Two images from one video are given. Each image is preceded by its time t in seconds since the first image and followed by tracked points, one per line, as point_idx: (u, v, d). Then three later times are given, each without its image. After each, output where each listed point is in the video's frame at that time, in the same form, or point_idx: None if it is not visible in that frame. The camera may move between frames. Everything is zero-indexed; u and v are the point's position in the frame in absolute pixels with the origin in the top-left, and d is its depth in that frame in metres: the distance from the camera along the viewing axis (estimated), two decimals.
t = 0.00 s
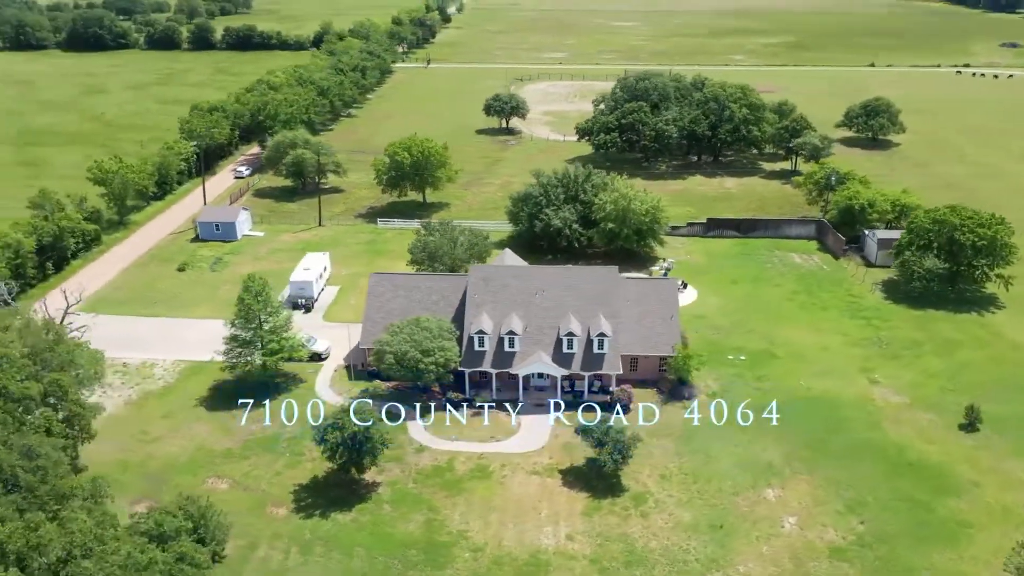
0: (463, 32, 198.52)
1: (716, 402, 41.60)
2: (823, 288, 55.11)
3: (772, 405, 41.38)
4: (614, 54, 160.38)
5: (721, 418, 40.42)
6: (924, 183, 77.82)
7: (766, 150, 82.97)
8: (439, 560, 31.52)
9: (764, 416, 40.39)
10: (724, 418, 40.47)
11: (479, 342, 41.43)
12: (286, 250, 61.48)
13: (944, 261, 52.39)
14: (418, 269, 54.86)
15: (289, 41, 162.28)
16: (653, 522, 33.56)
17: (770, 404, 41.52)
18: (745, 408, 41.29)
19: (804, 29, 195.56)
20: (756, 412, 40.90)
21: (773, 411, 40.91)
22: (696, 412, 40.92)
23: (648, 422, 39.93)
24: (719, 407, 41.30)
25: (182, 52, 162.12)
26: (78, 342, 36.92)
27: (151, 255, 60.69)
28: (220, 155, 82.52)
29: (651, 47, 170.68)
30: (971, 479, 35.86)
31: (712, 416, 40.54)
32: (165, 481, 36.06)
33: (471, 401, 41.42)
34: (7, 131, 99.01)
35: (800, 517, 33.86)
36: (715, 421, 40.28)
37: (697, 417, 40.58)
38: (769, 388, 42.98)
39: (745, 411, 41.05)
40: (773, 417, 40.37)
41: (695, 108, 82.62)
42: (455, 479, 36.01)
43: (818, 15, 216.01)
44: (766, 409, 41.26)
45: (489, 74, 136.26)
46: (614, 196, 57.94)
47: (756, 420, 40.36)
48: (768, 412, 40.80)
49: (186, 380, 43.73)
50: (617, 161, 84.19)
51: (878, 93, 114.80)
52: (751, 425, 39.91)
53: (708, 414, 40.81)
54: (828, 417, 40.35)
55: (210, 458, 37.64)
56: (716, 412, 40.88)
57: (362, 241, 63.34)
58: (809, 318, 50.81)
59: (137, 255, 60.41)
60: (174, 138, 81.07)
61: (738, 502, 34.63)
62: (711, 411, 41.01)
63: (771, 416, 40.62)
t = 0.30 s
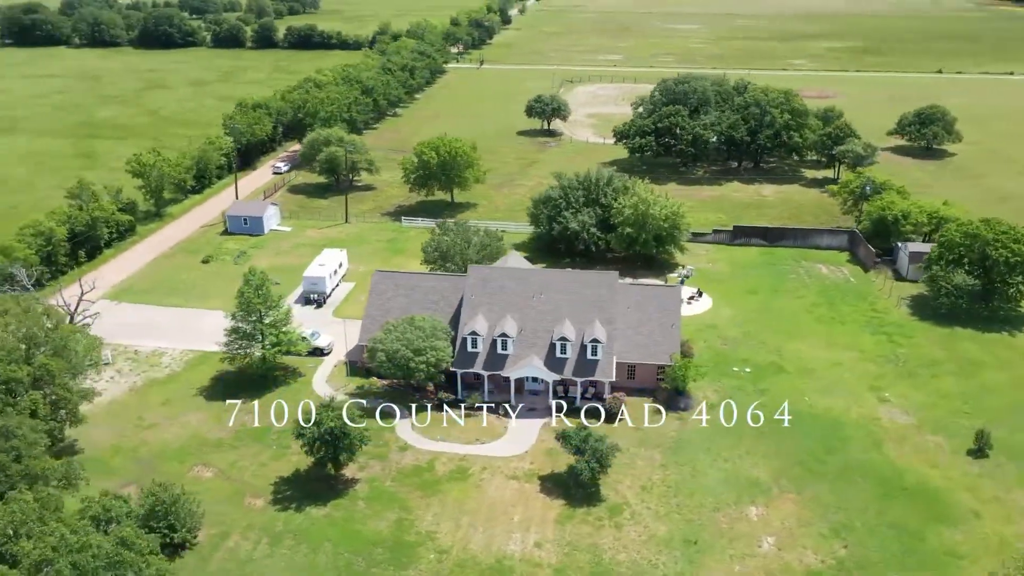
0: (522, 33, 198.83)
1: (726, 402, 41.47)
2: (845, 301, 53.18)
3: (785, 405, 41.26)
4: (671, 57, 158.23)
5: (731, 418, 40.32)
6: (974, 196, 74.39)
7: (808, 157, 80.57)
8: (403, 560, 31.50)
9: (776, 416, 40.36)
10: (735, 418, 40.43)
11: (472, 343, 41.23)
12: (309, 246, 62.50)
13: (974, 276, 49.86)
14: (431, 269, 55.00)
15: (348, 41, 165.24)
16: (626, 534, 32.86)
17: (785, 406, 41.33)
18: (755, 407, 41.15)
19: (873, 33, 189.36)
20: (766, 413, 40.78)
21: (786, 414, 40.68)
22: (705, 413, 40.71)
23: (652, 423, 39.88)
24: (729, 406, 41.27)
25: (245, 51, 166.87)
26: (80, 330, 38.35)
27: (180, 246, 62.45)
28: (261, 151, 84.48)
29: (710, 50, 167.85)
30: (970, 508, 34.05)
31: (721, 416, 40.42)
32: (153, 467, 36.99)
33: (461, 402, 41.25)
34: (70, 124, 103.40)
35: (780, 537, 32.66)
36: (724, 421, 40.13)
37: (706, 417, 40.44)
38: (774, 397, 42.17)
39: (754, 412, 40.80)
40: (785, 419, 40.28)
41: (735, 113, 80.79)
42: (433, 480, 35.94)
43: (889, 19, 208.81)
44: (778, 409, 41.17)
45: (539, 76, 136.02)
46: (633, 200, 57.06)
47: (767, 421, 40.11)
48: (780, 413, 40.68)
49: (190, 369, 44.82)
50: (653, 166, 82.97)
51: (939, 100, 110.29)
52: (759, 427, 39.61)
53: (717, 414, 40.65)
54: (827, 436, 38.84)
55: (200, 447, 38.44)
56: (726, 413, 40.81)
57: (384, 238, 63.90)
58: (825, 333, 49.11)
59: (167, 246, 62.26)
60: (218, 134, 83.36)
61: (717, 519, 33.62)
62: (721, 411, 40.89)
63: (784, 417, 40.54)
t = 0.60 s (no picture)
0: (581, 36, 198.09)
1: (736, 403, 41.51)
2: (867, 316, 51.18)
3: (798, 406, 41.29)
4: (729, 60, 155.29)
5: (741, 419, 40.27)
6: None
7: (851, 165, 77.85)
8: (368, 558, 31.56)
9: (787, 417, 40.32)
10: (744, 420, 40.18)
11: (464, 344, 41.17)
12: (332, 242, 63.39)
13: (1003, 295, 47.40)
14: (445, 269, 55.14)
15: (405, 41, 167.25)
16: (595, 545, 32.24)
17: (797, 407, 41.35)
18: (766, 408, 41.19)
19: (945, 39, 182.21)
20: (777, 414, 40.76)
21: (800, 415, 40.66)
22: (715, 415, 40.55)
23: (658, 423, 39.83)
24: (739, 406, 41.40)
25: (306, 50, 170.59)
26: (82, 318, 39.66)
27: (209, 238, 64.07)
28: (301, 148, 86.13)
29: (770, 55, 164.09)
30: (964, 540, 32.31)
31: (730, 417, 40.37)
32: (144, 453, 37.98)
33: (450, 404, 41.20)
34: (128, 117, 107.29)
35: (754, 559, 31.55)
36: (734, 423, 39.97)
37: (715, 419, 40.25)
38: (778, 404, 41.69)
39: (765, 414, 40.82)
40: (798, 420, 40.18)
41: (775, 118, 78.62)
42: (411, 479, 35.94)
43: (965, 25, 200.60)
44: (790, 410, 41.23)
45: (590, 78, 135.11)
46: (652, 206, 56.08)
47: (778, 422, 40.16)
48: (792, 415, 40.67)
49: (197, 359, 45.88)
50: (689, 172, 81.48)
51: (1004, 110, 105.30)
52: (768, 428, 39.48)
53: (726, 416, 40.56)
54: (822, 455, 37.41)
55: (192, 436, 39.30)
56: (734, 414, 40.76)
57: (406, 237, 64.35)
58: (840, 348, 47.36)
59: (197, 238, 63.89)
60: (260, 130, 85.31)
61: (692, 535, 32.70)
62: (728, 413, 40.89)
63: (796, 418, 40.48)
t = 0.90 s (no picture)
0: (640, 37, 196.17)
1: (745, 404, 41.46)
2: (887, 332, 49.22)
3: (809, 408, 41.14)
4: (788, 65, 151.60)
5: (750, 420, 40.18)
6: None
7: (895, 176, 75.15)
8: (333, 553, 31.81)
9: (798, 418, 40.20)
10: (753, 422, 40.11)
11: (456, 345, 41.09)
12: (355, 239, 64.24)
13: None
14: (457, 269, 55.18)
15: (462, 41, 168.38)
16: (560, 555, 31.80)
17: (809, 408, 41.25)
18: (777, 410, 41.11)
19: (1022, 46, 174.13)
20: (787, 415, 40.69)
21: (811, 417, 40.54)
22: (723, 416, 40.48)
23: (663, 425, 39.43)
24: (748, 407, 41.32)
25: (365, 49, 173.38)
26: (88, 306, 41.05)
27: (237, 231, 65.62)
28: (340, 146, 87.51)
29: (833, 59, 159.49)
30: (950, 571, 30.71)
31: (740, 419, 40.26)
32: (139, 439, 39.08)
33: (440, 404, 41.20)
34: (183, 112, 110.82)
35: None
36: (743, 425, 39.87)
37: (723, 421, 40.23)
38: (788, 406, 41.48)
39: (776, 415, 40.68)
40: (809, 421, 40.04)
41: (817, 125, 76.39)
42: (389, 478, 36.10)
43: None
44: (802, 411, 41.05)
45: (641, 80, 133.61)
46: (670, 211, 55.02)
47: (788, 426, 39.94)
48: (804, 416, 40.52)
49: (204, 349, 47.00)
50: (726, 178, 79.85)
51: None
52: (779, 429, 39.41)
53: (735, 418, 40.48)
54: (812, 475, 36.11)
55: (186, 424, 40.27)
56: (744, 415, 40.69)
57: (429, 236, 64.76)
58: (852, 365, 45.68)
59: (225, 231, 65.44)
60: (301, 127, 87.00)
61: (661, 551, 31.96)
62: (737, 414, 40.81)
63: (807, 419, 40.37)
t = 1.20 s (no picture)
0: (710, 40, 192.51)
1: (755, 405, 41.34)
2: (909, 352, 46.86)
3: (820, 408, 40.95)
4: (860, 71, 146.32)
5: (759, 423, 39.96)
6: None
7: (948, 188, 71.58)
8: (296, 546, 32.16)
9: (810, 420, 40.05)
10: (762, 423, 39.98)
11: (447, 346, 41.08)
12: (382, 236, 64.96)
13: None
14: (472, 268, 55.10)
15: (526, 41, 168.41)
16: (519, 563, 31.36)
17: (820, 409, 41.06)
18: (788, 410, 41.00)
19: None
20: (798, 417, 40.53)
21: (823, 417, 40.42)
22: (731, 417, 40.40)
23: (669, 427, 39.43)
24: (757, 408, 41.15)
25: (431, 48, 175.31)
26: (100, 292, 42.64)
27: (270, 224, 67.18)
28: (384, 143, 88.68)
29: (909, 65, 153.13)
30: None
31: (749, 421, 40.06)
32: (136, 422, 40.39)
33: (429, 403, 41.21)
34: (244, 107, 114.28)
35: None
36: (752, 427, 39.76)
37: (731, 422, 40.09)
38: (800, 408, 41.31)
39: (787, 416, 40.63)
40: (821, 423, 39.89)
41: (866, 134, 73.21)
42: (365, 475, 36.31)
43: None
44: (814, 412, 40.96)
45: (702, 83, 131.01)
46: (689, 218, 53.72)
47: (799, 425, 39.92)
48: (815, 417, 40.45)
49: (215, 338, 48.25)
50: (770, 186, 77.59)
51: None
52: (790, 432, 39.26)
53: (743, 420, 40.30)
54: (797, 498, 34.67)
55: (184, 409, 41.41)
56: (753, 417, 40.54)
57: (454, 235, 64.92)
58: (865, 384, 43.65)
59: (259, 224, 67.09)
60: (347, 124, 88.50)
61: (623, 566, 31.18)
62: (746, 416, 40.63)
63: (819, 421, 40.21)
